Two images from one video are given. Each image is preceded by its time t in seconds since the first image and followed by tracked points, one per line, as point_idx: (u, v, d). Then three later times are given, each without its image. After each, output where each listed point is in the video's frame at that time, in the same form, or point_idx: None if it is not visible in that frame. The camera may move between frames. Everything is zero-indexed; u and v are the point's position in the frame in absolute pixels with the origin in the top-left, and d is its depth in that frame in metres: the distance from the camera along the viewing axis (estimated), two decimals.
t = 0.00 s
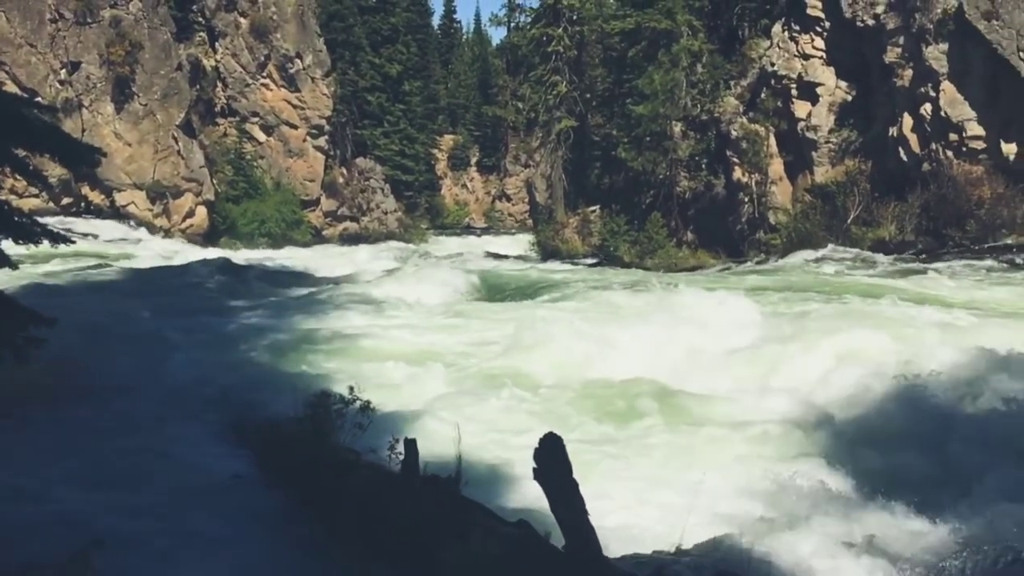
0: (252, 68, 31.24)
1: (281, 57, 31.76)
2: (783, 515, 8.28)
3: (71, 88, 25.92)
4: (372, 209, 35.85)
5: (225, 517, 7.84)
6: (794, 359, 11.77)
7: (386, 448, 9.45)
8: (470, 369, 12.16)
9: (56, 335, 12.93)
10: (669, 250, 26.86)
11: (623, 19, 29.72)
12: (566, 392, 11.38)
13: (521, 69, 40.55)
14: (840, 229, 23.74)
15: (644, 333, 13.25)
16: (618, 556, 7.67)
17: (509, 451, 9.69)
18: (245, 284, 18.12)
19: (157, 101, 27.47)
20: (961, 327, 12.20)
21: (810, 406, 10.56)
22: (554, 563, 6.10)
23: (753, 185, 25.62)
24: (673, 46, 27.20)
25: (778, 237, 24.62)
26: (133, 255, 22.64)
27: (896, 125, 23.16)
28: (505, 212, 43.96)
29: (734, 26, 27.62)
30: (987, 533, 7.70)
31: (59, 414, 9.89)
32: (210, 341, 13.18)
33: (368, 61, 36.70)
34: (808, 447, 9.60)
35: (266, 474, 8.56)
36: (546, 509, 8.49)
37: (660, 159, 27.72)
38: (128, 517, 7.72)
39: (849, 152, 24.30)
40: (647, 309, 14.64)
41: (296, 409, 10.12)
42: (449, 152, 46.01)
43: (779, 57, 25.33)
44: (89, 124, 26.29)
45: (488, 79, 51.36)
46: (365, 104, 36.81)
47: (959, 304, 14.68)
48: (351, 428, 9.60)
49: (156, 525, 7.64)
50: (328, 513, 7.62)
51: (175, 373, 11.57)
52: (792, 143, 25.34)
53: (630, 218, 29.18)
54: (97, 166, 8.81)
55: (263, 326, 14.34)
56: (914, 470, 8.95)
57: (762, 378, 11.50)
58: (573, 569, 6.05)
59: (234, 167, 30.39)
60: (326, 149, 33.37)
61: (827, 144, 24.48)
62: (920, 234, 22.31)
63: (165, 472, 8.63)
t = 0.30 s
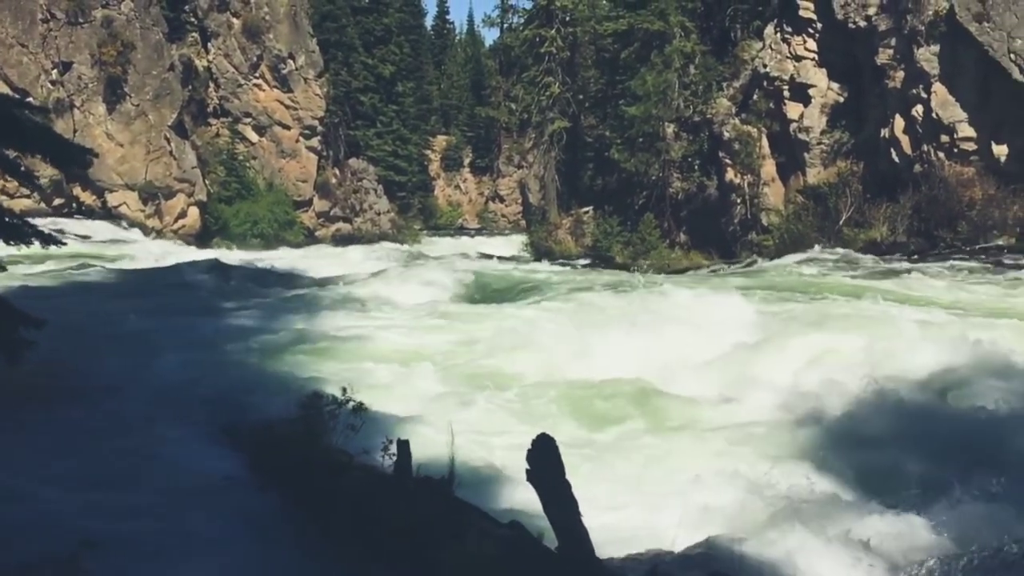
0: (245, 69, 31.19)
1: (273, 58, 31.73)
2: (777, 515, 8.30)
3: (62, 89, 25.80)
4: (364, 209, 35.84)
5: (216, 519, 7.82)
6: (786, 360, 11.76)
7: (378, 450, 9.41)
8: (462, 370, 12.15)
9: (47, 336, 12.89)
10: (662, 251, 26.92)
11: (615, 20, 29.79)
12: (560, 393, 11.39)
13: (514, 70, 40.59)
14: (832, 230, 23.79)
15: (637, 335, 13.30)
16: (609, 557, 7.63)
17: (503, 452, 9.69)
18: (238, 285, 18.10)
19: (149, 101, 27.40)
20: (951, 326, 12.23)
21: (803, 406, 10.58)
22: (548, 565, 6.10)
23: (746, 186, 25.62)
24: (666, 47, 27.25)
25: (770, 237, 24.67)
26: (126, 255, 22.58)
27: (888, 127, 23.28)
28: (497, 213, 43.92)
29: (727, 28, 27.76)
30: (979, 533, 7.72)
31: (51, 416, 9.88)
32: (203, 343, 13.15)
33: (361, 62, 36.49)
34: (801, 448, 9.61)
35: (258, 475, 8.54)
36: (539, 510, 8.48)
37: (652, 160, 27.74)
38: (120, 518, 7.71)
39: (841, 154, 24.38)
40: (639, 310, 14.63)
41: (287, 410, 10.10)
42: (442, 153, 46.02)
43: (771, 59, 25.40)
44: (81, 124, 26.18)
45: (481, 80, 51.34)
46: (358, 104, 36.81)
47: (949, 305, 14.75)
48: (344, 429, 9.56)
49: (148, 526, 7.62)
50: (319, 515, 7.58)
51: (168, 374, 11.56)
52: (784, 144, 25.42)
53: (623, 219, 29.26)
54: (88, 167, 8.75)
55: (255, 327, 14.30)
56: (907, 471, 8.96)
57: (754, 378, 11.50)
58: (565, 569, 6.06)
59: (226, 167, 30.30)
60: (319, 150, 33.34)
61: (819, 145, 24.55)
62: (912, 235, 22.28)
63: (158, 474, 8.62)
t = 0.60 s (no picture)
0: (237, 69, 31.14)
1: (266, 58, 31.61)
2: (771, 514, 8.36)
3: (55, 88, 25.80)
4: (358, 210, 35.77)
5: (208, 520, 7.79)
6: (781, 361, 11.81)
7: (371, 450, 9.39)
8: (455, 370, 12.15)
9: (40, 337, 12.87)
10: (655, 252, 26.77)
11: (608, 21, 29.84)
12: (554, 393, 11.39)
13: (507, 70, 40.60)
14: (825, 231, 23.85)
15: (630, 335, 13.33)
16: (602, 558, 7.64)
17: (497, 453, 9.69)
18: (231, 285, 18.08)
19: (141, 102, 27.32)
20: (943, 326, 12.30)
21: (796, 404, 10.62)
22: (538, 564, 6.13)
23: (738, 187, 25.76)
24: (660, 48, 27.27)
25: (763, 238, 24.74)
26: (119, 256, 22.51)
27: (880, 128, 23.32)
28: (491, 213, 43.89)
29: (720, 28, 27.87)
30: (971, 532, 7.76)
31: (44, 416, 9.86)
32: (196, 343, 13.14)
33: (355, 62, 36.67)
34: (796, 447, 9.64)
35: (251, 476, 8.51)
36: (533, 511, 8.49)
37: (645, 160, 27.74)
38: (113, 519, 7.69)
39: (833, 155, 24.40)
40: (633, 311, 14.70)
41: (281, 411, 10.09)
42: (436, 153, 45.96)
43: (764, 60, 25.45)
44: (73, 124, 26.13)
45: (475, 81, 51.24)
46: (352, 104, 36.77)
47: (941, 305, 14.81)
48: (337, 429, 9.56)
49: (140, 527, 7.61)
50: (311, 516, 7.56)
51: (162, 374, 11.55)
52: (777, 145, 25.47)
53: (617, 220, 29.25)
54: (80, 166, 8.92)
55: (248, 328, 14.28)
56: (903, 471, 9.01)
57: (747, 375, 11.51)
58: (559, 570, 6.08)
59: (219, 167, 30.30)
60: (312, 150, 33.29)
61: (812, 146, 24.59)
62: (903, 236, 22.47)
63: (151, 475, 8.59)
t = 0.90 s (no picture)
0: (230, 68, 31.06)
1: (259, 57, 31.67)
2: (764, 513, 8.37)
3: (46, 87, 25.58)
4: (351, 209, 35.72)
5: (201, 521, 7.76)
6: (776, 358, 11.81)
7: (365, 450, 9.37)
8: (448, 371, 12.10)
9: (31, 337, 12.78)
10: (648, 251, 26.44)
11: (601, 21, 29.84)
12: (548, 393, 11.35)
13: (500, 69, 40.61)
14: (817, 230, 23.92)
15: (624, 334, 13.35)
16: (594, 557, 7.66)
17: (490, 452, 9.68)
18: (223, 285, 18.00)
19: (133, 100, 27.20)
20: (935, 325, 12.36)
21: (789, 400, 10.61)
22: (530, 563, 6.14)
23: (731, 187, 25.73)
24: (653, 48, 27.22)
25: (756, 238, 24.74)
26: (111, 256, 22.39)
27: (872, 127, 23.42)
28: (484, 213, 43.93)
29: (712, 28, 27.95)
30: (963, 528, 7.79)
31: (36, 416, 9.81)
32: (188, 343, 13.06)
33: (347, 61, 36.36)
34: (789, 446, 9.66)
35: (244, 477, 8.47)
36: (526, 509, 8.50)
37: (638, 160, 27.58)
38: (105, 520, 7.65)
39: (826, 154, 24.50)
40: (628, 311, 14.69)
41: (274, 411, 10.07)
42: (429, 153, 45.93)
43: (757, 60, 25.50)
44: (64, 123, 25.98)
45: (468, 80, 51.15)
46: (345, 104, 36.70)
47: (932, 302, 14.86)
48: (330, 429, 9.53)
49: (134, 527, 7.58)
50: (305, 517, 7.53)
51: (154, 374, 11.49)
52: (769, 145, 25.61)
53: (609, 219, 29.03)
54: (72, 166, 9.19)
55: (239, 327, 14.23)
56: (896, 468, 9.04)
57: (742, 372, 11.52)
58: (554, 569, 6.10)
59: (211, 166, 30.10)
60: (305, 149, 33.27)
61: (804, 145, 24.64)
62: (896, 235, 22.50)
63: (142, 476, 8.54)
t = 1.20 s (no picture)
0: (222, 67, 30.96)
1: (251, 56, 31.49)
2: (758, 513, 8.39)
3: (37, 86, 25.58)
4: (343, 208, 35.60)
5: (192, 521, 7.74)
6: (770, 355, 11.79)
7: (358, 450, 9.36)
8: (442, 370, 12.06)
9: (21, 337, 12.70)
10: (641, 249, 26.46)
11: (594, 20, 29.84)
12: (542, 392, 11.32)
13: (493, 68, 40.56)
14: (810, 229, 23.95)
15: (618, 333, 13.36)
16: (586, 556, 7.74)
17: (484, 451, 9.67)
18: (215, 284, 17.92)
19: (125, 99, 27.12)
20: (929, 325, 12.37)
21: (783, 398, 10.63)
22: (525, 562, 6.16)
23: (724, 185, 25.80)
24: (645, 46, 27.29)
25: (748, 237, 24.83)
26: (102, 255, 22.27)
27: (863, 126, 23.50)
28: (477, 212, 43.88)
29: (705, 27, 28.08)
30: (954, 527, 7.82)
31: (27, 416, 9.79)
32: (180, 343, 13.00)
33: (340, 60, 36.62)
34: (782, 444, 9.68)
35: (236, 477, 8.45)
36: (518, 508, 8.51)
37: (632, 158, 27.73)
38: (98, 520, 7.64)
39: (818, 153, 24.52)
40: (622, 311, 14.66)
41: (266, 410, 10.05)
42: (422, 151, 45.89)
43: (749, 58, 25.56)
44: (55, 122, 25.91)
45: (461, 78, 51.12)
46: (337, 102, 36.68)
47: (925, 301, 14.86)
48: (323, 429, 9.51)
49: (126, 527, 7.56)
50: (300, 517, 7.51)
51: (143, 374, 11.43)
52: (762, 143, 25.54)
53: (603, 218, 28.94)
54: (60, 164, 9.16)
55: (232, 327, 14.19)
56: (891, 464, 9.06)
57: (736, 370, 11.50)
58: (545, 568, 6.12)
59: (203, 165, 30.04)
60: (298, 148, 33.37)
61: (796, 144, 24.71)
62: (887, 233, 22.56)
63: (136, 475, 8.54)
